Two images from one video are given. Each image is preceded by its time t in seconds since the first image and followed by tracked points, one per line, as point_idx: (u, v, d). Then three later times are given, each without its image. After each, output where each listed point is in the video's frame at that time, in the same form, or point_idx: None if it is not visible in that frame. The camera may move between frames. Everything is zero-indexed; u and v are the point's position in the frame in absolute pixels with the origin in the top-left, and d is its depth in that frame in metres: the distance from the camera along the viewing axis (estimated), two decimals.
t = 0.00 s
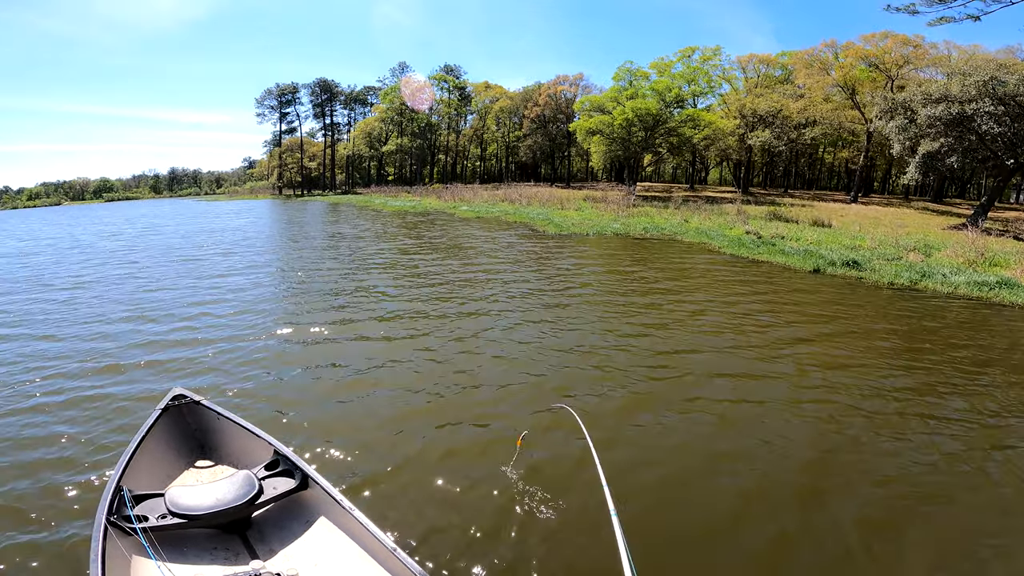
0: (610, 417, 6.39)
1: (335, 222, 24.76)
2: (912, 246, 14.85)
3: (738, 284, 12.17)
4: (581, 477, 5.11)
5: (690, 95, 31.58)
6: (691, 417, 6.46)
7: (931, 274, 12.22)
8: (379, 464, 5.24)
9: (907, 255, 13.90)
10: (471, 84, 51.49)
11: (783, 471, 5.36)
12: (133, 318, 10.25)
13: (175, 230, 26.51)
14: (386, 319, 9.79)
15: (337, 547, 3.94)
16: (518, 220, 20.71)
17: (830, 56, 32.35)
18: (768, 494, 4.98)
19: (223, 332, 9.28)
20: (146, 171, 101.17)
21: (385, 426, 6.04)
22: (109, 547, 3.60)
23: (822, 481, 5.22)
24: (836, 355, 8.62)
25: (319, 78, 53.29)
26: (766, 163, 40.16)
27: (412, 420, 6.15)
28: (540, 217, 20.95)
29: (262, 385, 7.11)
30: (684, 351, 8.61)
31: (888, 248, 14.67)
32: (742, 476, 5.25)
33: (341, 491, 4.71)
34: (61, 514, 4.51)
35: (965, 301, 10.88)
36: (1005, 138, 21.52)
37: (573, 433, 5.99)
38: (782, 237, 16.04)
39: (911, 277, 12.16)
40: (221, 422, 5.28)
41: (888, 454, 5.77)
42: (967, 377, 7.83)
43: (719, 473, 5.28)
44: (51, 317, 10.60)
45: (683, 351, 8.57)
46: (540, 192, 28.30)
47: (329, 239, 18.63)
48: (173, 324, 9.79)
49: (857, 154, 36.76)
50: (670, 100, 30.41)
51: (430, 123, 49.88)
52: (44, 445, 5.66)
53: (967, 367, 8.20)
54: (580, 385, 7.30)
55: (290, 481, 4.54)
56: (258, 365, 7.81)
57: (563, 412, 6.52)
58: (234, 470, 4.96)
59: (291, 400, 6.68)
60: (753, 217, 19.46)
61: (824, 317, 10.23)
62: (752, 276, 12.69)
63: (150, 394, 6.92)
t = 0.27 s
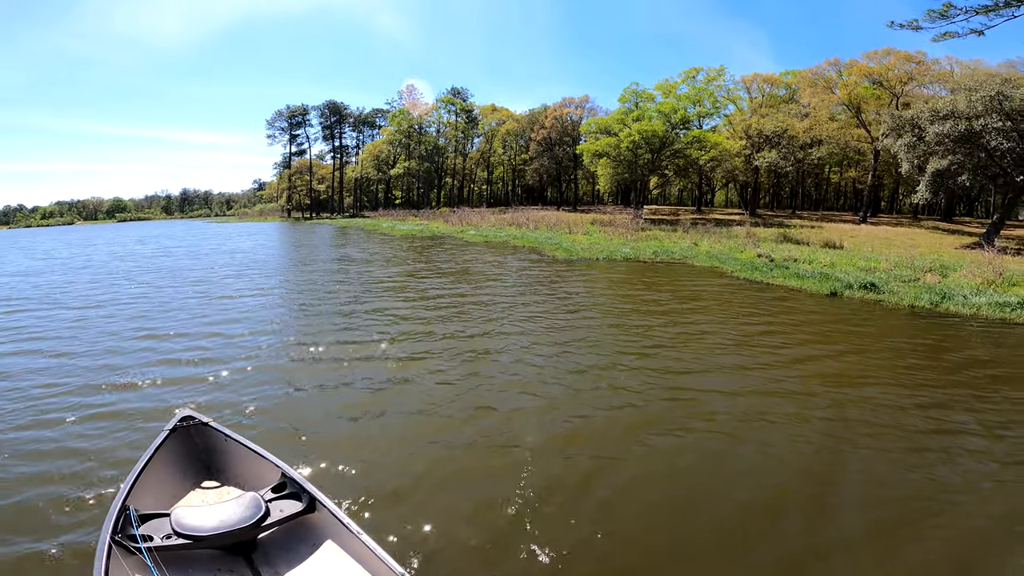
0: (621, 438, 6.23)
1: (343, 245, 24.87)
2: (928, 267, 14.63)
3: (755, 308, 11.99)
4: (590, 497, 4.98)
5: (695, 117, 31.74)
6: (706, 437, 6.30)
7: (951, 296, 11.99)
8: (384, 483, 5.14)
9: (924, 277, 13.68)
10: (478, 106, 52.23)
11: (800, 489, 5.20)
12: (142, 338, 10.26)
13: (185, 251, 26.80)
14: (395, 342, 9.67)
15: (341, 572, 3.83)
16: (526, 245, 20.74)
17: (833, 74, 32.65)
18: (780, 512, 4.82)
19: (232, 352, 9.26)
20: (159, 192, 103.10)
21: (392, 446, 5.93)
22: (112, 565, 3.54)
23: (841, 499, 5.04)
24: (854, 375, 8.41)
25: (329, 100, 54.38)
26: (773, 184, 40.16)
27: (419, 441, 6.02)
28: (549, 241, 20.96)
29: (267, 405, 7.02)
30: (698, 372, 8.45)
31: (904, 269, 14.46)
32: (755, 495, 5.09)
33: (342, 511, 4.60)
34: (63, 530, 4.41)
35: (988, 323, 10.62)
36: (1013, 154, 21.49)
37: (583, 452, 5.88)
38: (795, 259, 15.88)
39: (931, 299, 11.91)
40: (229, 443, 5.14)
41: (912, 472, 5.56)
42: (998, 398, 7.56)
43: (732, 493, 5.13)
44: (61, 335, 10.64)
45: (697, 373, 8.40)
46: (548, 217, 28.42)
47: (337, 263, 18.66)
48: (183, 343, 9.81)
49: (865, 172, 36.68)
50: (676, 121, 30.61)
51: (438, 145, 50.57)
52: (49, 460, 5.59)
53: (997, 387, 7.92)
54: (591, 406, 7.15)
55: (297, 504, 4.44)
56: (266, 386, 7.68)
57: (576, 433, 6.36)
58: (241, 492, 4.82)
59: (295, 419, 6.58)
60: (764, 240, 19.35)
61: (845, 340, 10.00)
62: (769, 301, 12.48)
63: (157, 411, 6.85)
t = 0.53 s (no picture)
0: (632, 458, 6.08)
1: (352, 271, 24.95)
2: (946, 289, 14.39)
3: (771, 334, 11.76)
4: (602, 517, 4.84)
5: (702, 139, 31.78)
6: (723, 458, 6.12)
7: (973, 318, 11.73)
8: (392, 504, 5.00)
9: (943, 299, 13.44)
10: (485, 131, 52.96)
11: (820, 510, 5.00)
12: (152, 358, 10.27)
13: (195, 274, 27.02)
14: (405, 366, 9.52)
15: None
16: (535, 271, 20.69)
17: (838, 93, 32.87)
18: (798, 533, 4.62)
19: (241, 373, 9.24)
20: (171, 216, 105.03)
21: (400, 467, 5.77)
22: None
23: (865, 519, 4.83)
24: (875, 396, 8.19)
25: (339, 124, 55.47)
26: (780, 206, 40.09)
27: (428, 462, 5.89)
28: (558, 267, 20.92)
29: (274, 425, 6.89)
30: (712, 394, 8.28)
31: (921, 292, 14.23)
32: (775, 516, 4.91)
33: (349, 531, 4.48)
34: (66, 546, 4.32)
35: (1014, 343, 10.35)
36: None
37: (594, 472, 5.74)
38: (809, 283, 15.67)
39: (953, 321, 11.66)
40: (236, 463, 5.11)
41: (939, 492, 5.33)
42: None
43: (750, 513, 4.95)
44: (72, 355, 10.67)
45: (712, 395, 8.23)
46: (556, 242, 28.44)
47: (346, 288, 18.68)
48: (192, 363, 9.79)
49: (873, 193, 36.56)
50: (682, 144, 30.72)
51: (445, 170, 51.22)
52: (55, 477, 5.52)
53: None
54: (603, 427, 7.02)
55: (303, 525, 4.34)
56: (274, 407, 7.55)
57: (590, 454, 6.19)
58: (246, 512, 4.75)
59: (301, 440, 6.44)
60: (775, 264, 19.19)
61: (866, 363, 9.75)
62: (787, 326, 12.24)
63: (164, 429, 6.80)
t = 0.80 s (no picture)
0: (634, 477, 6.17)
1: (362, 291, 25.15)
2: (964, 307, 14.14)
3: (785, 353, 11.65)
4: (600, 532, 4.96)
5: (711, 158, 32.14)
6: (725, 479, 6.18)
7: (995, 337, 11.49)
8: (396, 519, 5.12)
9: (961, 317, 13.21)
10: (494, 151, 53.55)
11: (814, 531, 5.07)
12: (166, 374, 10.49)
13: (208, 293, 27.41)
14: (413, 385, 9.57)
15: None
16: (545, 292, 20.68)
17: (846, 109, 32.91)
18: (792, 552, 4.71)
19: (253, 388, 9.40)
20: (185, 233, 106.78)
21: (405, 485, 5.86)
22: None
23: (862, 540, 4.89)
24: (885, 418, 8.12)
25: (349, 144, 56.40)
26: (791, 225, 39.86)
27: (434, 479, 5.98)
28: (568, 288, 20.90)
29: (281, 443, 6.97)
30: (719, 414, 8.28)
31: (939, 310, 14.00)
32: (771, 535, 5.00)
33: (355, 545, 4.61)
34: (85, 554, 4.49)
35: None
36: None
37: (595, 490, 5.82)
38: (824, 303, 15.47)
39: (975, 340, 11.40)
40: (249, 477, 5.33)
41: (942, 517, 5.30)
42: None
43: (746, 532, 5.04)
44: (89, 368, 10.93)
45: (719, 415, 8.23)
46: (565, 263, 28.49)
47: (356, 308, 18.81)
48: (205, 379, 10.00)
49: (885, 211, 36.28)
50: (690, 163, 31.05)
51: (454, 190, 51.69)
52: (73, 488, 5.71)
53: None
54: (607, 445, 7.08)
55: (313, 538, 4.53)
56: (284, 425, 7.65)
57: (595, 471, 6.29)
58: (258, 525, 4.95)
59: (308, 458, 6.50)
60: (787, 283, 19.03)
61: (879, 383, 9.64)
62: (801, 345, 12.10)
63: (178, 444, 6.97)
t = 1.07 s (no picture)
0: (644, 473, 6.11)
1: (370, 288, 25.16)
2: (983, 307, 13.88)
3: (799, 352, 11.45)
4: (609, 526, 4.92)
5: (720, 155, 31.86)
6: (739, 475, 6.09)
7: (1017, 338, 11.23)
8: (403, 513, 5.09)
9: (981, 318, 12.95)
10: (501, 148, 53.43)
11: (829, 529, 4.98)
12: (178, 369, 10.56)
13: (218, 290, 27.60)
14: (421, 381, 9.51)
15: None
16: (554, 290, 20.57)
17: (858, 106, 32.49)
18: (804, 550, 4.64)
19: (263, 384, 9.39)
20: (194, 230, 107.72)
21: (412, 478, 5.83)
22: None
23: (879, 540, 4.80)
24: (904, 417, 7.96)
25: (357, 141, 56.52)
26: (802, 224, 39.43)
27: (439, 473, 5.93)
28: (577, 286, 20.80)
29: (290, 438, 6.95)
30: (733, 412, 8.17)
31: (957, 311, 13.74)
32: (783, 532, 4.93)
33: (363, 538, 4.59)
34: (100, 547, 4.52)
35: None
36: None
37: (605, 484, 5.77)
38: (838, 303, 15.23)
39: (996, 341, 11.15)
40: (261, 472, 5.33)
41: (963, 518, 5.17)
42: None
43: (758, 528, 4.98)
44: (101, 363, 11.03)
45: (733, 412, 8.13)
46: (574, 261, 28.38)
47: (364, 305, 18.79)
48: (216, 373, 10.05)
49: (898, 210, 35.80)
50: (700, 161, 30.84)
51: (461, 188, 51.64)
52: (87, 481, 5.75)
53: None
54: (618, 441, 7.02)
55: (323, 532, 4.53)
56: (293, 419, 7.64)
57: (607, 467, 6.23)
58: (270, 519, 4.95)
59: (316, 452, 6.47)
60: (800, 283, 18.79)
61: (896, 381, 9.47)
62: (815, 344, 11.90)
63: (190, 437, 7.00)
